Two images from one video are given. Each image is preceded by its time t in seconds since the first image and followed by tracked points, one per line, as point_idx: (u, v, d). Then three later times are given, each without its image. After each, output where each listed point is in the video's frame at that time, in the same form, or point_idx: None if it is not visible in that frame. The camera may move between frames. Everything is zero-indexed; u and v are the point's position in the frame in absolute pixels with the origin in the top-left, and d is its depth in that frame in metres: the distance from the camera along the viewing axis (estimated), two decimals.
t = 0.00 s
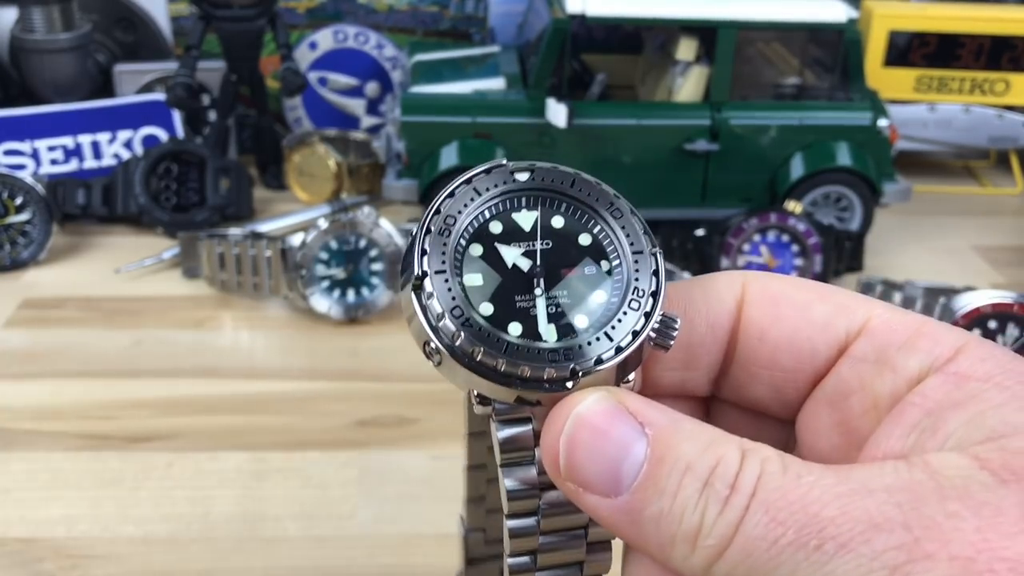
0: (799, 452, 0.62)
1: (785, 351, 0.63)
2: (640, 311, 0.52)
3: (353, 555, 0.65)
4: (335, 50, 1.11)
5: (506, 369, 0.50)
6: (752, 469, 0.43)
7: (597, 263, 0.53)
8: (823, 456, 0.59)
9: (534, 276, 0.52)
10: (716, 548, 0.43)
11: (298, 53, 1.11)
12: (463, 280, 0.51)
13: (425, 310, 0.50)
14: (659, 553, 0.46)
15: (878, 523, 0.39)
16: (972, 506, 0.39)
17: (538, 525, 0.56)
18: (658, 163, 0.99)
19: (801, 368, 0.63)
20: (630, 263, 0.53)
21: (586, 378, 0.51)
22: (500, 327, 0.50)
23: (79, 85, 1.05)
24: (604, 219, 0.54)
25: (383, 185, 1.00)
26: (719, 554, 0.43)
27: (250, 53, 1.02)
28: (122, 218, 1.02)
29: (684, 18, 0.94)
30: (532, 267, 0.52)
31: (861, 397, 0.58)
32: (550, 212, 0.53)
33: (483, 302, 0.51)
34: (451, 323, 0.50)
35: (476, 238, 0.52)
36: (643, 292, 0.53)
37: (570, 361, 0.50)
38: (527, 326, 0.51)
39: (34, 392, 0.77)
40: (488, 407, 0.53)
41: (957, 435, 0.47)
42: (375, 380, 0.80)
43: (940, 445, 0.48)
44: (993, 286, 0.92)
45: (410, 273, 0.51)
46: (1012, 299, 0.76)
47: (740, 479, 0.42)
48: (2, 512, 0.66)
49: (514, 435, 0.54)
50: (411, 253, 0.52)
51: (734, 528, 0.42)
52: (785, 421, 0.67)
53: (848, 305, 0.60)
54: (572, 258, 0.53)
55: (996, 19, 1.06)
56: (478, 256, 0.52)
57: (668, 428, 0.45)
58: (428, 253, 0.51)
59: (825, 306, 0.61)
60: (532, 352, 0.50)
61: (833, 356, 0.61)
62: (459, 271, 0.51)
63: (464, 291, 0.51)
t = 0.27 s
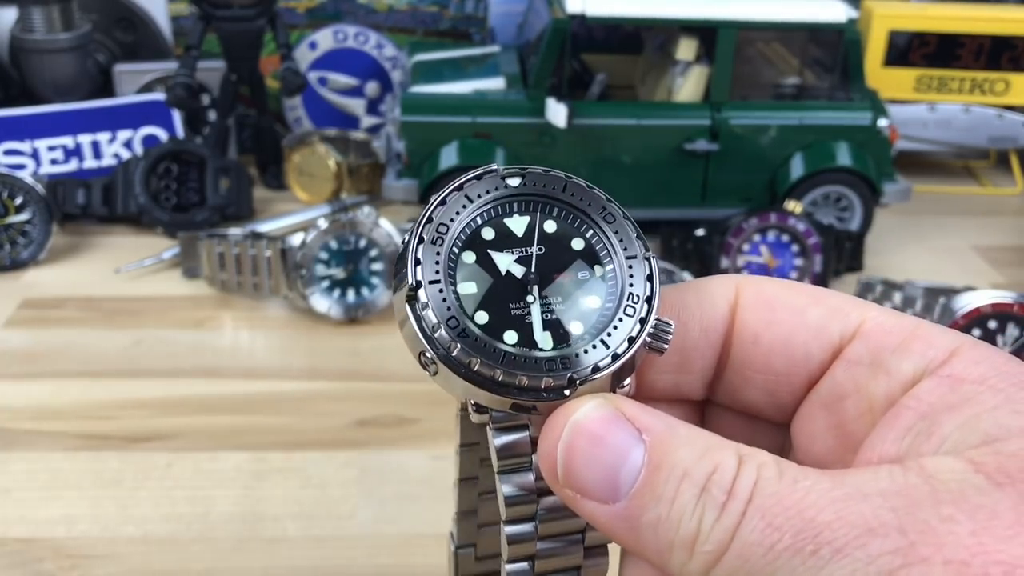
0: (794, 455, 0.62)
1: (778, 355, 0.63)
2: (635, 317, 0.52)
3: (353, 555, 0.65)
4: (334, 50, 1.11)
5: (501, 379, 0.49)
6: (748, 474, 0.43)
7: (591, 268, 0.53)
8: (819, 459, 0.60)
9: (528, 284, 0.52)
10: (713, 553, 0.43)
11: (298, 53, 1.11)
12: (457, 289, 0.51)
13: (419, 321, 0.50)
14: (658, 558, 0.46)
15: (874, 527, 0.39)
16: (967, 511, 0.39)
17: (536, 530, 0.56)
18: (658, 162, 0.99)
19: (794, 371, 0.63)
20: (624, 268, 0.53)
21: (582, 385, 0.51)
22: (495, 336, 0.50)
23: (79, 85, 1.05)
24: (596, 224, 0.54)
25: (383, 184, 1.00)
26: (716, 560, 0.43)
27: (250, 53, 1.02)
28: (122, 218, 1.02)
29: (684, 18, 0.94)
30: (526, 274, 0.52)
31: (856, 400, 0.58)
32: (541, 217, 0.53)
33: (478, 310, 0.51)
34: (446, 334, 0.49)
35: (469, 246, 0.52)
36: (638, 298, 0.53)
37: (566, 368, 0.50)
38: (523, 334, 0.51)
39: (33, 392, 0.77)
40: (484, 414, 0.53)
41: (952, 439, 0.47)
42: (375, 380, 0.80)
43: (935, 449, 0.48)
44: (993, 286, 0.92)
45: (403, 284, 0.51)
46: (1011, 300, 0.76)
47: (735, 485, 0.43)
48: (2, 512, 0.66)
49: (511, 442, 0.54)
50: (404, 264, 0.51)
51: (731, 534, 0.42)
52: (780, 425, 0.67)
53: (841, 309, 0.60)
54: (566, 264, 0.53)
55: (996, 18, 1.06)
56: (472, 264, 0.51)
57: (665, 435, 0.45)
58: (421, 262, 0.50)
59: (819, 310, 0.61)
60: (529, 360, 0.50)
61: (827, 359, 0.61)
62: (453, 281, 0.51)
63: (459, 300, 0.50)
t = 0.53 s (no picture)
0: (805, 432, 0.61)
1: (795, 328, 0.62)
2: (683, 296, 0.52)
3: (353, 556, 0.65)
4: (335, 50, 1.11)
5: (551, 336, 0.49)
6: (768, 449, 0.41)
7: (643, 245, 0.53)
8: (829, 438, 0.59)
9: (583, 250, 0.52)
10: (730, 523, 0.41)
11: (298, 53, 1.11)
12: (514, 244, 0.50)
13: (476, 271, 0.50)
14: (677, 537, 0.44)
15: (888, 496, 0.38)
16: (981, 481, 0.39)
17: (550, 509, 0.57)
18: (658, 163, 0.98)
19: (810, 348, 0.62)
20: (676, 249, 0.53)
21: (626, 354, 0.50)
22: (548, 295, 0.50)
23: (79, 85, 1.05)
24: (656, 204, 0.54)
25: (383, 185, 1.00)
26: (733, 531, 0.41)
27: (250, 53, 1.02)
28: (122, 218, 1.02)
29: (684, 18, 0.94)
30: (580, 241, 0.52)
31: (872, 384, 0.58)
32: (604, 188, 0.53)
33: (531, 268, 0.50)
34: (502, 285, 0.49)
35: (532, 206, 0.52)
36: (689, 278, 0.53)
37: (613, 335, 0.50)
38: (575, 298, 0.50)
39: (33, 393, 0.77)
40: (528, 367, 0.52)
41: (968, 419, 0.46)
42: (374, 380, 0.80)
43: (951, 429, 0.46)
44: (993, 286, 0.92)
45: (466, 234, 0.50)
46: (1012, 299, 0.76)
47: (755, 458, 0.41)
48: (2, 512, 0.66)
49: (545, 399, 0.52)
50: (469, 216, 0.51)
51: (747, 505, 0.41)
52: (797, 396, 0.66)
53: (862, 292, 0.60)
54: (620, 238, 0.53)
55: (996, 18, 1.06)
56: (533, 223, 0.51)
57: (688, 411, 0.44)
58: (484, 214, 0.50)
59: (841, 290, 0.61)
60: (578, 323, 0.50)
61: (844, 341, 0.61)
62: (512, 236, 0.50)
63: (515, 256, 0.50)
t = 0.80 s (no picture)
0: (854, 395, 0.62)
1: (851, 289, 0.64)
2: (725, 239, 0.53)
3: (356, 552, 0.66)
4: (335, 50, 1.11)
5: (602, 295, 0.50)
6: (829, 409, 0.43)
7: (677, 197, 0.54)
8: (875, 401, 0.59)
9: (618, 211, 0.53)
10: (789, 476, 0.42)
11: (298, 53, 1.11)
12: (549, 215, 0.51)
13: (515, 244, 0.50)
14: (731, 493, 0.45)
15: (953, 450, 0.40)
16: None
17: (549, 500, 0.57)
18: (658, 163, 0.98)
19: (867, 311, 0.63)
20: (711, 196, 0.55)
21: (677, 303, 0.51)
22: (592, 258, 0.50)
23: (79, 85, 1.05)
24: (679, 157, 0.55)
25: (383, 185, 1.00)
26: (792, 484, 0.42)
27: (251, 53, 1.02)
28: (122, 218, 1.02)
29: (684, 18, 0.94)
30: (616, 201, 0.53)
31: (929, 355, 0.58)
32: (626, 150, 0.55)
33: (571, 234, 0.51)
34: (546, 252, 0.49)
35: (559, 176, 0.52)
36: (727, 223, 0.54)
37: (663, 284, 0.51)
38: (617, 257, 0.51)
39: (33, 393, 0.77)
40: (583, 336, 0.52)
41: None
42: (375, 380, 0.80)
43: None
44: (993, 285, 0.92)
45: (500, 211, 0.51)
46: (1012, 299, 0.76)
47: (813, 416, 0.43)
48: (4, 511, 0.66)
49: (602, 362, 0.54)
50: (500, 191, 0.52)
51: (806, 458, 0.42)
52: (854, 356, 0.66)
53: (924, 260, 0.61)
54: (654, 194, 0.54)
55: (996, 18, 1.06)
56: (563, 192, 0.52)
57: (746, 373, 0.45)
58: (516, 188, 0.51)
59: (903, 258, 0.62)
60: (624, 279, 0.50)
61: (902, 307, 0.61)
62: (547, 206, 0.51)
63: (554, 227, 0.51)
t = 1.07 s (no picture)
0: (905, 445, 0.62)
1: (897, 336, 0.64)
2: (762, 294, 0.52)
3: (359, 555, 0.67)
4: (335, 50, 1.11)
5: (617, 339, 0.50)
6: (883, 460, 0.43)
7: (716, 254, 0.54)
8: (931, 453, 0.59)
9: (650, 262, 0.53)
10: (846, 533, 0.42)
11: (299, 53, 1.11)
12: (580, 262, 0.52)
13: (542, 293, 0.52)
14: (779, 544, 0.44)
15: None
16: None
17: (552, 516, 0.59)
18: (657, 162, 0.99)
19: (914, 357, 0.63)
20: (751, 253, 0.54)
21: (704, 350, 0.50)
22: (616, 305, 0.51)
23: (80, 85, 1.05)
24: (724, 212, 0.55)
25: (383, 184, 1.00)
26: (848, 540, 0.42)
27: (251, 52, 1.02)
28: (122, 218, 1.03)
29: (684, 18, 0.94)
30: (647, 254, 0.53)
31: (976, 399, 0.58)
32: (669, 208, 0.55)
33: (599, 283, 0.52)
34: (568, 297, 0.51)
35: (595, 229, 0.54)
36: (765, 277, 0.52)
37: (688, 333, 0.50)
38: (645, 305, 0.51)
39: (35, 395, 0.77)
40: (603, 388, 0.54)
41: None
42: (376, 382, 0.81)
43: None
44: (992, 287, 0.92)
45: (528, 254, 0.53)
46: (1011, 300, 0.76)
47: (870, 468, 0.42)
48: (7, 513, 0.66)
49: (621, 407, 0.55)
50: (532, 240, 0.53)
51: (868, 515, 0.41)
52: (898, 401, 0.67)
53: (971, 304, 0.61)
54: (691, 251, 0.54)
55: (996, 18, 1.06)
56: (598, 244, 0.53)
57: (793, 418, 0.44)
58: (545, 237, 0.52)
59: (950, 301, 0.61)
60: (649, 324, 0.50)
61: (948, 352, 0.62)
62: (576, 254, 0.52)
63: (581, 272, 0.52)
